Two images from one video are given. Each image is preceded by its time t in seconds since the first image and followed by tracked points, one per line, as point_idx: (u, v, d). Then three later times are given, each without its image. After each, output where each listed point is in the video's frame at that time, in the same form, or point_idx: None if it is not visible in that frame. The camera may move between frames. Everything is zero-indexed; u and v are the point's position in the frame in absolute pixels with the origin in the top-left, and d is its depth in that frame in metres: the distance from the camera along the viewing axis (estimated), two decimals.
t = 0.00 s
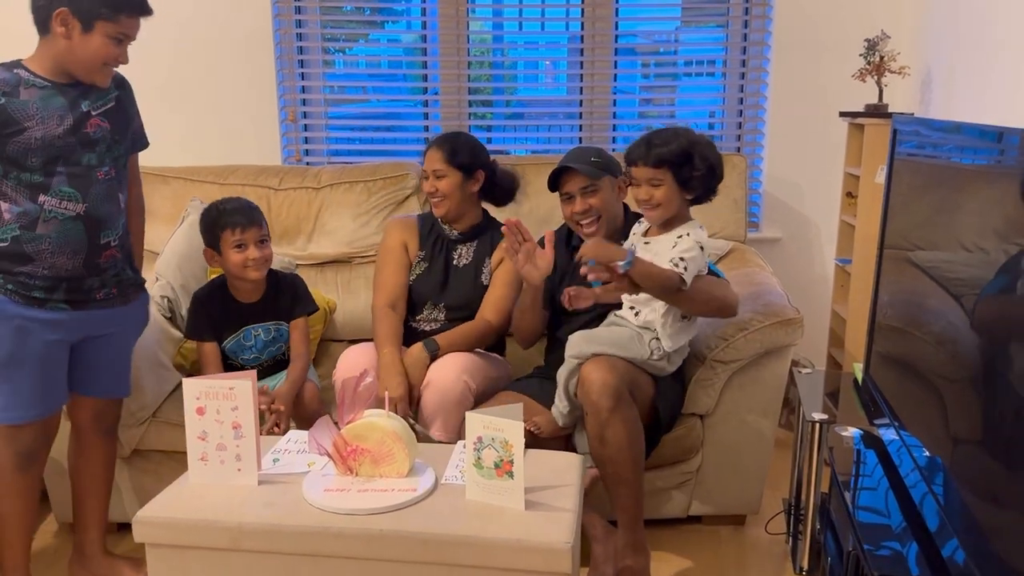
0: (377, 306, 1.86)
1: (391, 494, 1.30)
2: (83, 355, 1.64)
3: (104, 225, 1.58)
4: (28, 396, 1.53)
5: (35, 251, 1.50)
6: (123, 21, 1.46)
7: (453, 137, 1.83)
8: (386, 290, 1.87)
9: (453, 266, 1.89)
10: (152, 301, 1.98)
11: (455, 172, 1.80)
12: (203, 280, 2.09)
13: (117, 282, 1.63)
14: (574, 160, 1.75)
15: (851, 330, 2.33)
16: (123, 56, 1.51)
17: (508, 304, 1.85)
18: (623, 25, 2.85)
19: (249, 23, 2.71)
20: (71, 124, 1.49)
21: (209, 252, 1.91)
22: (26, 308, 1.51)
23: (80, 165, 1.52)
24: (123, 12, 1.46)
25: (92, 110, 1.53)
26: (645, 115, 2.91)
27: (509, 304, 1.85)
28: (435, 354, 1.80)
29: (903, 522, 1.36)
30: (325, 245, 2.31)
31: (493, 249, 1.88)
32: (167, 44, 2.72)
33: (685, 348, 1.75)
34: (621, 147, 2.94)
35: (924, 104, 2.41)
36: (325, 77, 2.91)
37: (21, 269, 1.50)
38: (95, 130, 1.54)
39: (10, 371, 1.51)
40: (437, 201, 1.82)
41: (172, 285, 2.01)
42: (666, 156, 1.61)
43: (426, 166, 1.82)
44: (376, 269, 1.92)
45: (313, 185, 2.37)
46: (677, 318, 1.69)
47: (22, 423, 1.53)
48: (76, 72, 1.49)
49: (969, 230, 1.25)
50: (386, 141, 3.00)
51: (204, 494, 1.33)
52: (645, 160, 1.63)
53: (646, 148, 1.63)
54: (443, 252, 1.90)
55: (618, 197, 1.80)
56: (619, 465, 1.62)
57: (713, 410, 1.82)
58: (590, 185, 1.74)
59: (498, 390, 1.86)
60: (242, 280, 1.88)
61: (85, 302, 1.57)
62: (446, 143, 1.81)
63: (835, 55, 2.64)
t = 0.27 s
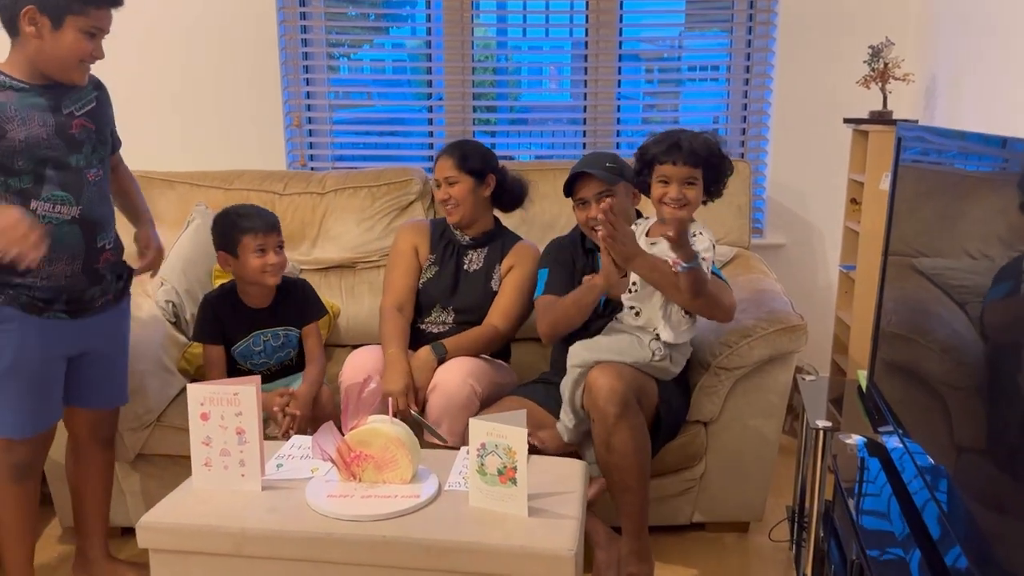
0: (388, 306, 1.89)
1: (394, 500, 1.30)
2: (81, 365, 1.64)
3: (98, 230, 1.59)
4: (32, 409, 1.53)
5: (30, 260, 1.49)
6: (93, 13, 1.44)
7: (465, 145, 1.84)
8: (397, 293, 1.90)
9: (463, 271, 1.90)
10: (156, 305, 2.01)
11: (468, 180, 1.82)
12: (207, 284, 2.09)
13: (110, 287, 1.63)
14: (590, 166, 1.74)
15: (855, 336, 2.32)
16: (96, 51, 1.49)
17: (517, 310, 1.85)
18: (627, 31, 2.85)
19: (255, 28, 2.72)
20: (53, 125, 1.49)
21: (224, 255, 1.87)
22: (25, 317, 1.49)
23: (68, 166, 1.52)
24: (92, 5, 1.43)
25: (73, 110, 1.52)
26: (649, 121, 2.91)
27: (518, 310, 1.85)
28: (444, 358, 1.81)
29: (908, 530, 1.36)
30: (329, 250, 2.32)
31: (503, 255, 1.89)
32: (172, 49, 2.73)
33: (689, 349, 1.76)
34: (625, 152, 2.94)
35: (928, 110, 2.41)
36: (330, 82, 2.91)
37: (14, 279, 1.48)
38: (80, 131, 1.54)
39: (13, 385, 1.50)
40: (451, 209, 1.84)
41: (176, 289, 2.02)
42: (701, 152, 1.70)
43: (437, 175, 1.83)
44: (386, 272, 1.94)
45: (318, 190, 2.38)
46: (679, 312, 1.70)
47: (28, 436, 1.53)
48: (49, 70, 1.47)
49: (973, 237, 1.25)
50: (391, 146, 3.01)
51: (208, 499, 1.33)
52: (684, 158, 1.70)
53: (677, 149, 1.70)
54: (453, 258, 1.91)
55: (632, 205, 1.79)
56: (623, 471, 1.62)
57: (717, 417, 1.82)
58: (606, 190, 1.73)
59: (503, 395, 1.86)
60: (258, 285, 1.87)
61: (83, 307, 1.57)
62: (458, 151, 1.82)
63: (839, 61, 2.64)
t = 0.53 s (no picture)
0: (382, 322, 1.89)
1: (398, 507, 1.30)
2: (77, 373, 1.64)
3: (95, 238, 1.61)
4: (30, 417, 1.53)
5: (35, 271, 1.49)
6: (75, 10, 1.40)
7: (473, 149, 1.84)
8: (394, 303, 1.90)
9: (462, 280, 1.90)
10: (161, 310, 2.00)
11: (485, 185, 1.83)
12: (212, 289, 2.10)
13: (104, 294, 1.65)
14: (597, 172, 1.75)
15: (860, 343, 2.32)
16: (81, 48, 1.45)
17: (517, 322, 1.85)
18: (632, 37, 2.86)
19: (260, 32, 2.73)
20: (56, 133, 1.50)
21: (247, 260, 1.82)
22: (27, 326, 1.49)
23: (70, 175, 1.54)
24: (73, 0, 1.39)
25: (69, 117, 1.54)
26: (655, 126, 2.91)
27: (518, 321, 1.85)
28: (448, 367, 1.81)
29: (914, 539, 1.35)
30: (333, 255, 2.32)
31: (502, 262, 1.89)
32: (178, 55, 2.74)
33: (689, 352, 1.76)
34: (630, 158, 2.94)
35: (934, 117, 2.41)
36: (336, 87, 2.92)
37: (18, 289, 1.48)
38: (76, 138, 1.55)
39: (12, 393, 1.50)
40: (466, 214, 1.82)
41: (181, 294, 2.02)
42: (708, 154, 1.70)
43: (453, 180, 1.81)
44: (382, 282, 1.93)
45: (323, 195, 2.39)
46: (682, 317, 1.72)
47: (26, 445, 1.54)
48: (34, 69, 1.43)
49: (980, 244, 1.25)
50: (396, 151, 3.01)
51: (213, 505, 1.33)
52: (690, 160, 1.70)
53: (683, 152, 1.71)
54: (451, 267, 1.91)
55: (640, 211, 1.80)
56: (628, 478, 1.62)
57: (722, 424, 1.82)
58: (612, 198, 1.75)
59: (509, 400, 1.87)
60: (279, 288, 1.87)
61: (82, 316, 1.58)
62: (472, 155, 1.82)
63: (845, 68, 2.64)
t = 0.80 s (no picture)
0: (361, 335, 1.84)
1: (399, 513, 1.29)
2: (80, 376, 1.64)
3: (101, 243, 1.61)
4: (35, 421, 1.53)
5: (42, 276, 1.50)
6: (71, 10, 1.40)
7: (456, 157, 1.79)
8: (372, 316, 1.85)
9: (445, 294, 1.88)
10: (165, 313, 2.02)
11: (468, 197, 1.79)
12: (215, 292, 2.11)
13: (109, 298, 1.65)
14: (611, 172, 1.75)
15: (864, 349, 2.31)
16: (82, 49, 1.45)
17: (507, 338, 1.83)
18: (636, 41, 2.86)
19: (264, 38, 2.73)
20: (63, 140, 1.50)
21: (237, 266, 1.84)
22: (34, 330, 1.49)
23: (77, 181, 1.54)
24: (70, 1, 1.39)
25: (74, 125, 1.54)
26: (659, 131, 2.91)
27: (508, 336, 1.83)
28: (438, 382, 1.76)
29: (916, 548, 1.35)
30: (336, 260, 2.33)
31: (485, 273, 1.87)
32: (182, 59, 2.75)
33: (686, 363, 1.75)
34: (634, 162, 2.94)
35: (938, 123, 2.41)
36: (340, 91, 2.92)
37: (26, 294, 1.48)
38: (81, 145, 1.56)
39: (17, 397, 1.50)
40: (450, 228, 1.79)
41: (184, 298, 2.03)
42: (727, 166, 1.69)
43: (435, 193, 1.76)
44: (361, 296, 1.89)
45: (326, 200, 2.39)
46: (687, 330, 1.70)
47: (30, 448, 1.54)
48: (36, 74, 1.44)
49: (983, 251, 1.24)
50: (400, 155, 3.02)
51: (214, 510, 1.33)
52: (707, 169, 1.68)
53: (701, 160, 1.69)
54: (433, 280, 1.88)
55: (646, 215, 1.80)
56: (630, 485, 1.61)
57: (724, 430, 1.82)
58: (622, 199, 1.74)
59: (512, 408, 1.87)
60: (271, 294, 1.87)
61: (88, 319, 1.59)
62: (456, 166, 1.77)
63: (849, 73, 2.64)
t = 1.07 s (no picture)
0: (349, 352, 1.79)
1: (398, 519, 1.29)
2: (87, 375, 1.63)
3: (113, 241, 1.61)
4: (42, 419, 1.53)
5: (55, 273, 1.49)
6: (88, 17, 1.40)
7: (432, 174, 1.70)
8: (358, 333, 1.81)
9: (431, 308, 1.85)
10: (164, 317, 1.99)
11: (449, 217, 1.72)
12: (214, 296, 2.10)
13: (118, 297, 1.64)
14: (620, 173, 1.75)
15: (867, 354, 2.30)
16: (98, 56, 1.45)
17: (502, 347, 1.81)
18: (639, 45, 2.85)
19: (266, 41, 2.73)
20: (78, 139, 1.50)
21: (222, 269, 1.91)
22: (45, 329, 1.49)
23: (92, 180, 1.54)
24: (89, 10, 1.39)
25: (88, 126, 1.54)
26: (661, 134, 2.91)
27: (502, 346, 1.81)
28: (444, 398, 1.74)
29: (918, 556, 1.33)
30: (337, 263, 2.32)
31: (470, 286, 1.83)
32: (183, 61, 2.74)
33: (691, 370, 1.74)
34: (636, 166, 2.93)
35: (941, 127, 2.39)
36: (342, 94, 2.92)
37: (37, 293, 1.48)
38: (95, 146, 1.55)
39: (25, 396, 1.50)
40: (432, 248, 1.75)
41: (184, 301, 2.02)
42: (741, 174, 1.69)
43: (413, 217, 1.69)
44: (346, 312, 1.84)
45: (327, 203, 2.38)
46: (689, 337, 1.69)
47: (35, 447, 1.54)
48: (51, 78, 1.44)
49: (986, 256, 1.23)
50: (402, 158, 3.01)
51: (211, 516, 1.33)
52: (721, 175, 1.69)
53: (716, 165, 1.70)
54: (417, 296, 1.85)
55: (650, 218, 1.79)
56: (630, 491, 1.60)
57: (726, 436, 1.81)
58: (626, 200, 1.73)
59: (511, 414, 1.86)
60: (253, 298, 1.89)
61: (97, 319, 1.58)
62: (434, 187, 1.69)
63: (853, 77, 2.63)
